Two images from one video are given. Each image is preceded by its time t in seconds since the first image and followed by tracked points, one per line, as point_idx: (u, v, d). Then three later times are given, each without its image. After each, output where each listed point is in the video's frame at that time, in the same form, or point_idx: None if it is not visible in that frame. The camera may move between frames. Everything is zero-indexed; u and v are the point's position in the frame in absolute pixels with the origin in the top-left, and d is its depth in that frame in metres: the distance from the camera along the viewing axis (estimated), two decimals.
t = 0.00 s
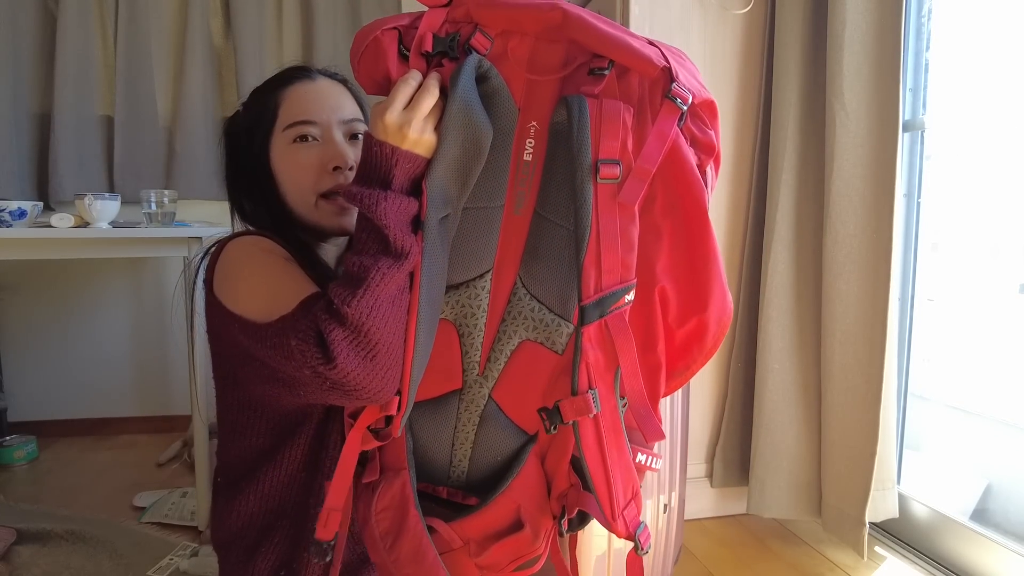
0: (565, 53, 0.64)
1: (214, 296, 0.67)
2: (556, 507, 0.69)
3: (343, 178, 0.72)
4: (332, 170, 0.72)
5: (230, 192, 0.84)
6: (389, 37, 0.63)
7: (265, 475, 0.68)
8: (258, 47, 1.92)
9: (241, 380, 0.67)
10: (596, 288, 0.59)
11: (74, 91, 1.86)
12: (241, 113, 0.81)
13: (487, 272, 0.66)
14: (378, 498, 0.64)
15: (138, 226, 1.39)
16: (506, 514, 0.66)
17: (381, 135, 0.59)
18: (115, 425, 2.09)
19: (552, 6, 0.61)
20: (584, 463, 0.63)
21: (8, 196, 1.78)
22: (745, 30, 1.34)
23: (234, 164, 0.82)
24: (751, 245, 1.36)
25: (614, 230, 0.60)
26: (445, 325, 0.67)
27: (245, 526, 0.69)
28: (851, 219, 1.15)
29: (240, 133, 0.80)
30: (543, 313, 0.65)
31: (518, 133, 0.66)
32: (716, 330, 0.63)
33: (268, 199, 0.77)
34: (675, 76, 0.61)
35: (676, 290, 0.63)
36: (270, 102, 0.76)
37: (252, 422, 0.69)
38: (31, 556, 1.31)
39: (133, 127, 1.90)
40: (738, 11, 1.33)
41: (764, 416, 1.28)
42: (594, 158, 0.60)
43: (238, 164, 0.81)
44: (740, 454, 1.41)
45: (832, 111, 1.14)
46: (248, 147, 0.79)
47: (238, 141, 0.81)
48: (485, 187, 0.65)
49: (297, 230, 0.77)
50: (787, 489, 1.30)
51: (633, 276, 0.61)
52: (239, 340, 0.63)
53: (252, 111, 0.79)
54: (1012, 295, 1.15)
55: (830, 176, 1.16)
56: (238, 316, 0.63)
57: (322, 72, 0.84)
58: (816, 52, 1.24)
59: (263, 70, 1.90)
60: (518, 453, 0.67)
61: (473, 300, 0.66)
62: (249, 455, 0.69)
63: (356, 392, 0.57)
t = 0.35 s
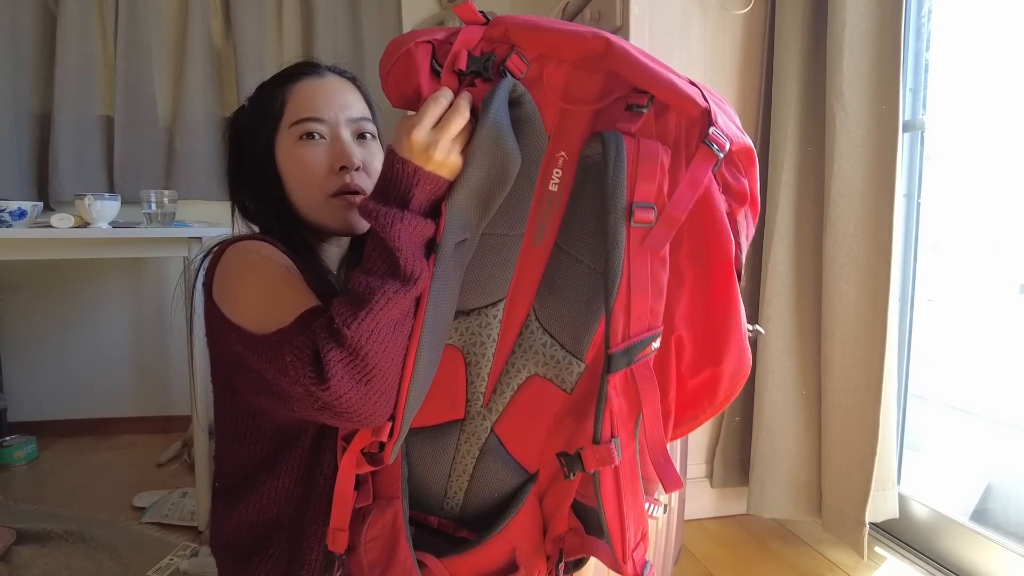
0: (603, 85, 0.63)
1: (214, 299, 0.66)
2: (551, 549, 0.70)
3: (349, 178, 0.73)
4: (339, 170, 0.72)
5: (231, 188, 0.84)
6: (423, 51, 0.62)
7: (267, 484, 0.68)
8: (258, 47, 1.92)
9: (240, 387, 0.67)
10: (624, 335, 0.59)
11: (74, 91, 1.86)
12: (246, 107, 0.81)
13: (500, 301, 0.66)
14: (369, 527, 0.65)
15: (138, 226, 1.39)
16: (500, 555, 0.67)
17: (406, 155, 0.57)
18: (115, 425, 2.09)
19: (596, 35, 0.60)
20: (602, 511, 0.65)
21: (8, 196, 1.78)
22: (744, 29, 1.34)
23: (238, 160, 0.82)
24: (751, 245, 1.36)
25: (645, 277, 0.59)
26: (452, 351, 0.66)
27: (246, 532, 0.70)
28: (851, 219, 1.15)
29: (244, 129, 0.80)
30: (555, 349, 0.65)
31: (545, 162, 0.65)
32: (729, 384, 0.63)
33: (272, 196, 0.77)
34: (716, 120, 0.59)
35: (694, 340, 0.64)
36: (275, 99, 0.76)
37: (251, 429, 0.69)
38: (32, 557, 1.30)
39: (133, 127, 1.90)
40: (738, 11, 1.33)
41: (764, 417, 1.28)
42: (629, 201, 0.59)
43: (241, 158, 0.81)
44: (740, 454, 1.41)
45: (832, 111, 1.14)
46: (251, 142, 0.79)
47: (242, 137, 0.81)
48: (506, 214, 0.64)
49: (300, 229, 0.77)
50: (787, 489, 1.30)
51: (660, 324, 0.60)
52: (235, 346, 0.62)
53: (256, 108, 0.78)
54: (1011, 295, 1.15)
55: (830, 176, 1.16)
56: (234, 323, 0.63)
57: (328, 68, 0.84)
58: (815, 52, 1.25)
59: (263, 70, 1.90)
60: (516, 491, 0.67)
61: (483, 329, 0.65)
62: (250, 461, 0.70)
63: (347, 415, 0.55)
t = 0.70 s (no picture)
0: (698, 190, 0.54)
1: (198, 317, 0.63)
2: None
3: (350, 225, 0.69)
4: (342, 216, 0.68)
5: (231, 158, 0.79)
6: (514, 115, 0.54)
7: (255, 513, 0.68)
8: (258, 47, 1.92)
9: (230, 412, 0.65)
10: (681, 476, 0.53)
11: (74, 91, 1.86)
12: (258, 85, 0.73)
13: (538, 388, 0.59)
14: None
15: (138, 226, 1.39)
16: None
17: (482, 241, 0.46)
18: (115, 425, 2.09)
19: (707, 142, 0.52)
20: None
21: (8, 196, 1.78)
22: (744, 29, 1.34)
23: (242, 138, 0.76)
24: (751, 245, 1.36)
25: (715, 418, 0.52)
26: (474, 430, 0.59)
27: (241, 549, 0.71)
28: (851, 220, 1.15)
29: (252, 112, 0.74)
30: (586, 452, 0.59)
31: (617, 257, 0.56)
32: (754, 525, 0.59)
33: (264, 207, 0.73)
34: (808, 268, 0.52)
35: (733, 475, 0.58)
36: (291, 102, 0.68)
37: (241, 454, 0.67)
38: (32, 557, 1.30)
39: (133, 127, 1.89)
40: (738, 11, 1.33)
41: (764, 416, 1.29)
42: (710, 334, 0.51)
43: (244, 140, 0.76)
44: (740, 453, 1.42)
45: (832, 111, 1.14)
46: (255, 133, 0.73)
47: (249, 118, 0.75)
48: (561, 308, 0.57)
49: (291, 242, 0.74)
50: (787, 488, 1.30)
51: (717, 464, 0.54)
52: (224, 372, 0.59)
53: (266, 97, 0.71)
54: (1012, 295, 1.15)
55: (830, 176, 1.16)
56: (219, 354, 0.59)
57: (356, 59, 0.74)
58: (815, 52, 1.25)
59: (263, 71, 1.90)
60: None
61: (514, 416, 0.59)
62: (238, 484, 0.69)
63: (341, 479, 0.50)
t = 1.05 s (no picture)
0: (736, 250, 0.55)
1: (184, 341, 0.61)
2: None
3: (352, 234, 0.69)
4: (344, 226, 0.69)
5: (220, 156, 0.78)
6: (541, 175, 0.59)
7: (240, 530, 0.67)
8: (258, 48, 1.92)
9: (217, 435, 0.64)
10: (733, 561, 0.47)
11: (74, 91, 1.86)
12: (250, 83, 0.72)
13: (566, 467, 0.55)
14: None
15: (138, 226, 1.38)
16: None
17: (505, 291, 0.47)
18: (115, 425, 2.09)
19: (740, 200, 0.53)
20: None
21: (8, 196, 1.78)
22: (744, 30, 1.34)
23: (233, 137, 0.76)
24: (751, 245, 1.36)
25: (765, 491, 0.47)
26: (497, 516, 0.55)
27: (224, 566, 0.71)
28: (851, 220, 1.14)
29: (243, 110, 0.73)
30: (621, 542, 0.53)
31: (651, 321, 0.55)
32: None
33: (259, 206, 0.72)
34: (858, 326, 0.49)
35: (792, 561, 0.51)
36: (284, 107, 0.67)
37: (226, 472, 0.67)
38: (32, 557, 1.30)
39: (133, 127, 1.89)
40: (738, 12, 1.33)
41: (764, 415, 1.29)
42: (755, 398, 0.48)
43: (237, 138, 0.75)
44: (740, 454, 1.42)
45: (832, 111, 1.14)
46: (248, 131, 0.72)
47: (241, 116, 0.74)
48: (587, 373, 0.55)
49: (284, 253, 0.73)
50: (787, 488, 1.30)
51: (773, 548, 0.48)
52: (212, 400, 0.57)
53: (260, 97, 0.70)
54: (1011, 295, 1.15)
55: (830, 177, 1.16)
56: (206, 386, 0.57)
57: (359, 60, 0.73)
58: (816, 52, 1.25)
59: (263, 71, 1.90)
60: None
61: (541, 499, 0.55)
62: (222, 500, 0.68)
63: (333, 530, 0.48)
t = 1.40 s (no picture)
0: (682, 207, 0.50)
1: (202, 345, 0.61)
2: None
3: (367, 183, 0.67)
4: (357, 175, 0.67)
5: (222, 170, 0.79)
6: (481, 165, 0.57)
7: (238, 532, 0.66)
8: (259, 48, 1.92)
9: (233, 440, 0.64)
10: (725, 510, 0.44)
11: (74, 91, 1.86)
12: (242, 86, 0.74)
13: (552, 445, 0.51)
14: None
15: (138, 226, 1.38)
16: None
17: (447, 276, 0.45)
18: (115, 425, 2.09)
19: (680, 156, 0.49)
20: None
21: (8, 197, 1.78)
22: (744, 30, 1.34)
23: (231, 146, 0.77)
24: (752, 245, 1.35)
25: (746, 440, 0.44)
26: (490, 502, 0.50)
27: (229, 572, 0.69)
28: (851, 220, 1.14)
29: (238, 114, 0.74)
30: (616, 513, 0.48)
31: (611, 292, 0.51)
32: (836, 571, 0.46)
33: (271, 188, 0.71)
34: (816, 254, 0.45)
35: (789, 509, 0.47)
36: (278, 80, 0.69)
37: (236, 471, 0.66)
38: (31, 557, 1.30)
39: (133, 128, 1.89)
40: (738, 12, 1.33)
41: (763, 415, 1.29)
42: (721, 347, 0.45)
43: (237, 143, 0.76)
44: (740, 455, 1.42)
45: (832, 111, 1.14)
46: (247, 136, 0.73)
47: (236, 122, 0.75)
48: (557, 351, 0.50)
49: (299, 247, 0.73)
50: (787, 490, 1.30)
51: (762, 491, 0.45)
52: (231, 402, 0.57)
53: (255, 89, 0.72)
54: (1010, 295, 1.15)
55: (830, 177, 1.16)
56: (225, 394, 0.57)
57: (347, 45, 0.77)
58: (816, 51, 1.24)
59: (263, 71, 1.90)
60: None
61: (530, 480, 0.50)
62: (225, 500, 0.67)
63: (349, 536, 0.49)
